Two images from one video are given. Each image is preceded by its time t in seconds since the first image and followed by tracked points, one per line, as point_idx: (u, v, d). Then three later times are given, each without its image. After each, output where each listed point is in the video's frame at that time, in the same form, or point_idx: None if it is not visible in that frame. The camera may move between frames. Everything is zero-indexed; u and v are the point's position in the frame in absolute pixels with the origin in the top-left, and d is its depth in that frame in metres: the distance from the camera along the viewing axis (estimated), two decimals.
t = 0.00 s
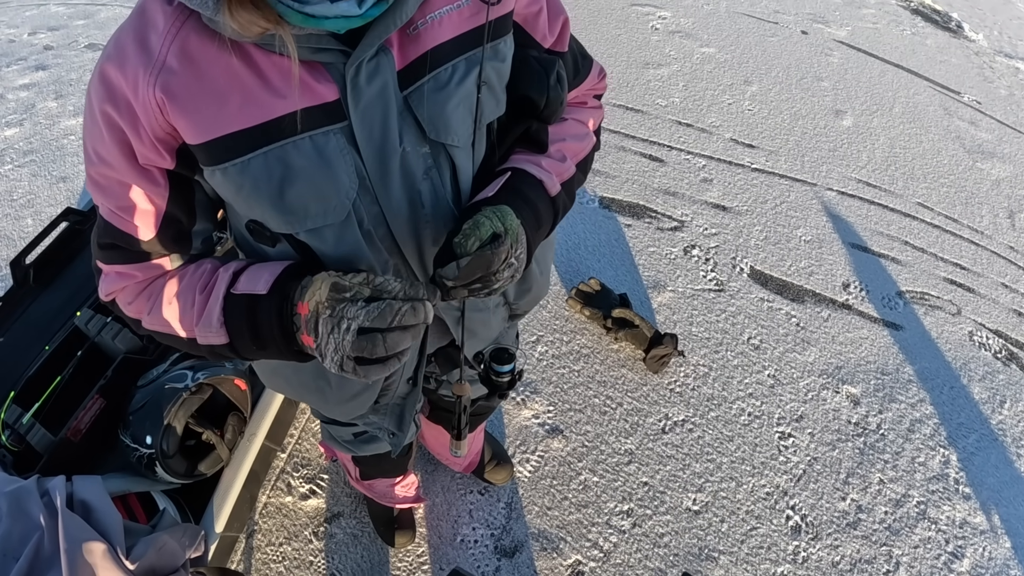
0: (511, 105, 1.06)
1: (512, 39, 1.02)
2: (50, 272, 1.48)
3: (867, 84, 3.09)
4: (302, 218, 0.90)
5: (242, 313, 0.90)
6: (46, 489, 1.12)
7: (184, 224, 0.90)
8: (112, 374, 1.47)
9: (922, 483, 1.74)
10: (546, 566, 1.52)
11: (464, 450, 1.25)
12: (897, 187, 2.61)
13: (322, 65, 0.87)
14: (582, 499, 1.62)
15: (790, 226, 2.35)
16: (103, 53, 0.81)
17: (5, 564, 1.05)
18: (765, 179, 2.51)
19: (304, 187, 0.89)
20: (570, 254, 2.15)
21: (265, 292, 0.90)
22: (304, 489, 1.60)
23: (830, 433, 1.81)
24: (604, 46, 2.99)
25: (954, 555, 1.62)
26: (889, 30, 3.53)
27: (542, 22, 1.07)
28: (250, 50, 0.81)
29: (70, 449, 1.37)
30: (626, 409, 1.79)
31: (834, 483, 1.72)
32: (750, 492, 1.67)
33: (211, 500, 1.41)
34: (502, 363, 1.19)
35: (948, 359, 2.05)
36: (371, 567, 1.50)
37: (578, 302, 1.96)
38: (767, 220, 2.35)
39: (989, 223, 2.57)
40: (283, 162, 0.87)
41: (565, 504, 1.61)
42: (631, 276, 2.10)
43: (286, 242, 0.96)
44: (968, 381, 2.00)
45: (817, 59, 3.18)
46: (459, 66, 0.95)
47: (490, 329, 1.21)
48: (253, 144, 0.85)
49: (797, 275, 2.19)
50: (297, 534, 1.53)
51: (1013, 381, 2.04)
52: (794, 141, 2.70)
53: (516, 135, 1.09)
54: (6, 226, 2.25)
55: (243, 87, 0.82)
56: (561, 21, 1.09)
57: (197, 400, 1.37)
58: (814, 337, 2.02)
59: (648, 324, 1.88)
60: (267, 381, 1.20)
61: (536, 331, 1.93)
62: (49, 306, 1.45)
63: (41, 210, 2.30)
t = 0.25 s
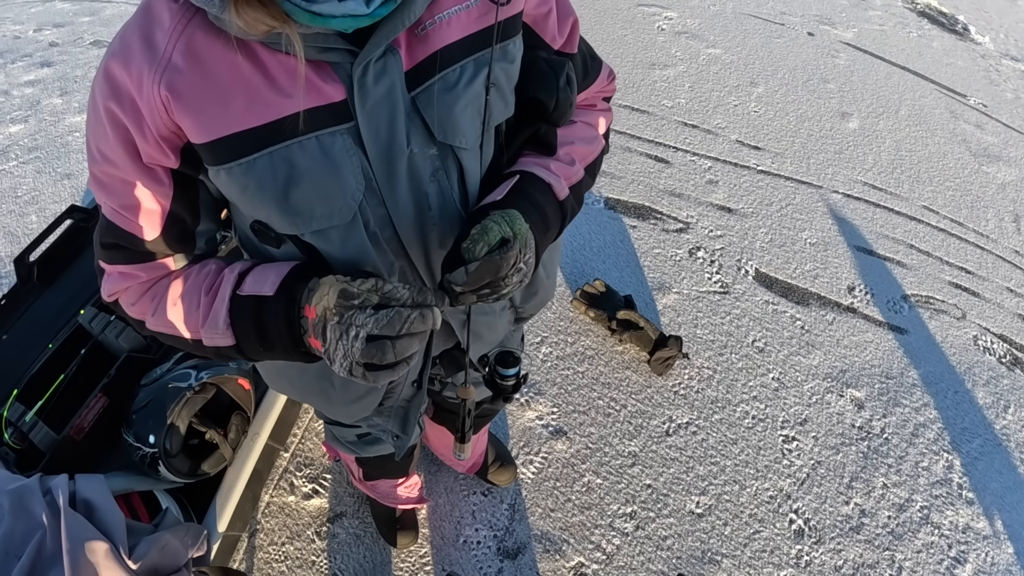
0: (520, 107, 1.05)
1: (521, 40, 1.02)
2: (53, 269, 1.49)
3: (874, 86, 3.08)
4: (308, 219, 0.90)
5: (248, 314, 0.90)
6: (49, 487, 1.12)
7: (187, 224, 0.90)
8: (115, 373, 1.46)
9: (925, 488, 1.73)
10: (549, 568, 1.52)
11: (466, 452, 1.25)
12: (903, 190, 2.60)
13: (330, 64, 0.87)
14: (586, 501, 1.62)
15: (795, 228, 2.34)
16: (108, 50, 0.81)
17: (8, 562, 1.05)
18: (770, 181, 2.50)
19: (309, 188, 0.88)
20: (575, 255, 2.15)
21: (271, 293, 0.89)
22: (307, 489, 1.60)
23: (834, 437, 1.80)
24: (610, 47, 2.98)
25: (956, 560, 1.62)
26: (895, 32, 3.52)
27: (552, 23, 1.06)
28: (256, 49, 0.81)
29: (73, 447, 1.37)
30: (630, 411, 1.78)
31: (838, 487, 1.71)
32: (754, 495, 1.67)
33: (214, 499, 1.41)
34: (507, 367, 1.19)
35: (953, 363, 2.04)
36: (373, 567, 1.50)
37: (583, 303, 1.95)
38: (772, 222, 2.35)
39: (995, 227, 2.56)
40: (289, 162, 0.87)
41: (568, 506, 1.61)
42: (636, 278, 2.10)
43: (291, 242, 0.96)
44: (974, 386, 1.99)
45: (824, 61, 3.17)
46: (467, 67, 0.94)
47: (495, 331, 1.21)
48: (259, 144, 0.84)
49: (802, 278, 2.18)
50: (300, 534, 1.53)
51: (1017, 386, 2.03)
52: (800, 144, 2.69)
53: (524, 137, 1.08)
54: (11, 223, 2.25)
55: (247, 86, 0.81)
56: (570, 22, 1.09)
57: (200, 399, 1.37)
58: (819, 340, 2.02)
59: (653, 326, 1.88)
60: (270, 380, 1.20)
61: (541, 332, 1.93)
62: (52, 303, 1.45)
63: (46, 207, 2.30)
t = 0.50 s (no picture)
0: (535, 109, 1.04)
1: (536, 41, 1.01)
2: (55, 270, 1.49)
3: (877, 88, 3.07)
4: (318, 225, 0.90)
5: (224, 360, 0.89)
6: (50, 491, 1.11)
7: (188, 234, 0.89)
8: (117, 375, 1.42)
9: (929, 493, 1.72)
10: (552, 573, 1.51)
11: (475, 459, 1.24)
12: (907, 193, 2.59)
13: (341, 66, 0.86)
14: (589, 506, 1.61)
15: (799, 231, 2.33)
16: (113, 55, 0.80)
17: (8, 566, 1.04)
18: (774, 183, 2.49)
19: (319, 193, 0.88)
20: (579, 257, 2.14)
21: (247, 349, 0.87)
22: (310, 492, 1.59)
23: (838, 441, 1.80)
24: (614, 48, 2.97)
25: (960, 565, 1.61)
26: (899, 34, 3.51)
27: (565, 24, 1.06)
28: (263, 50, 0.80)
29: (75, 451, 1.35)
30: (635, 414, 1.78)
31: (842, 491, 1.70)
32: (758, 500, 1.66)
33: (215, 504, 1.40)
34: (516, 373, 1.18)
35: (957, 368, 2.03)
36: (376, 571, 1.49)
37: (587, 306, 1.95)
38: (776, 224, 2.34)
39: (999, 230, 2.55)
40: (298, 167, 0.86)
41: (572, 510, 1.60)
42: (640, 280, 2.09)
43: (298, 250, 0.96)
44: (978, 390, 1.98)
45: (827, 63, 3.16)
46: (482, 69, 0.94)
47: (505, 338, 1.21)
48: (266, 148, 0.84)
49: (806, 281, 2.18)
50: (302, 537, 1.53)
51: (1021, 391, 2.02)
52: (804, 146, 2.68)
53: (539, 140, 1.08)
54: (12, 222, 2.24)
55: (254, 88, 0.81)
56: (584, 23, 1.08)
57: (202, 402, 1.36)
58: (823, 344, 2.01)
59: (658, 329, 1.87)
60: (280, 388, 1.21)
61: (545, 335, 1.92)
62: (53, 305, 1.46)
63: (47, 206, 2.30)
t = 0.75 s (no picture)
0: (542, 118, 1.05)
1: (544, 48, 1.02)
2: (54, 271, 1.49)
3: (880, 91, 3.07)
4: (320, 240, 0.90)
5: (336, 433, 1.02)
6: (49, 496, 1.10)
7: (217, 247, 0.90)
8: (117, 379, 1.40)
9: (932, 498, 1.72)
10: None
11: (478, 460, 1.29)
12: (910, 196, 2.59)
13: (343, 75, 0.85)
14: (592, 510, 1.60)
15: (802, 235, 2.33)
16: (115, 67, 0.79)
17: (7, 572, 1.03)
18: (777, 187, 2.48)
19: (322, 208, 0.88)
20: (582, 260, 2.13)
21: (367, 426, 1.02)
22: (310, 496, 1.59)
23: (841, 446, 1.79)
24: (616, 50, 2.97)
25: (962, 570, 1.60)
26: (901, 37, 3.50)
27: (574, 29, 1.06)
28: (265, 61, 0.80)
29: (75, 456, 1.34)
30: (637, 419, 1.77)
31: (845, 496, 1.69)
32: (761, 505, 1.65)
33: (215, 509, 1.39)
34: (520, 383, 1.18)
35: (960, 373, 2.02)
36: None
37: (589, 310, 1.94)
38: (779, 228, 2.33)
39: (1001, 234, 2.55)
40: (300, 181, 0.86)
41: (575, 515, 1.59)
42: (643, 284, 2.08)
43: (300, 266, 0.95)
44: (981, 395, 1.98)
45: (830, 65, 3.16)
46: (488, 78, 0.94)
47: (509, 348, 1.24)
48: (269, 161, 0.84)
49: (809, 284, 2.17)
50: (303, 541, 1.52)
51: None
52: (807, 149, 2.68)
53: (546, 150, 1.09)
54: (12, 222, 2.23)
55: (263, 96, 0.80)
56: (595, 28, 1.09)
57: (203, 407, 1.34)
58: (826, 348, 2.00)
59: (660, 333, 1.86)
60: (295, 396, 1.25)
61: (547, 338, 1.92)
62: (52, 307, 1.45)
63: (47, 207, 2.29)
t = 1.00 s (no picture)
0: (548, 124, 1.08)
1: (548, 54, 1.04)
2: (55, 272, 1.49)
3: (881, 94, 3.07)
4: (336, 257, 0.92)
5: (385, 456, 1.08)
6: (49, 498, 1.10)
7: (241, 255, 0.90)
8: (117, 381, 1.40)
9: (931, 501, 1.72)
10: None
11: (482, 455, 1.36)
12: (910, 199, 2.59)
13: (353, 91, 0.87)
14: (592, 513, 1.60)
15: (803, 238, 2.33)
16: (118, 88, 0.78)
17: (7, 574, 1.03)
18: (778, 190, 2.48)
19: (337, 226, 0.90)
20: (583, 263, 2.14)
21: (418, 449, 1.09)
22: (311, 498, 1.58)
23: (841, 449, 1.79)
24: (617, 52, 2.97)
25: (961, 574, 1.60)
26: (902, 39, 3.51)
27: (576, 33, 1.07)
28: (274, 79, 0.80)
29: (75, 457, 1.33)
30: (638, 421, 1.77)
31: (845, 499, 1.69)
32: (761, 508, 1.65)
33: (216, 511, 1.38)
34: (526, 382, 1.26)
35: (960, 376, 2.02)
36: None
37: (590, 312, 1.94)
38: (780, 230, 2.33)
39: (1001, 237, 2.55)
40: (315, 200, 0.87)
41: (575, 518, 1.59)
42: (644, 286, 2.08)
43: (313, 282, 0.98)
44: (981, 399, 1.98)
45: (831, 68, 3.16)
46: (495, 87, 0.96)
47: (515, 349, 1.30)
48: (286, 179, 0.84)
49: (810, 288, 2.17)
50: (303, 543, 1.52)
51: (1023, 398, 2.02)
52: (807, 151, 2.68)
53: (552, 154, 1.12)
54: (12, 222, 2.23)
55: (277, 111, 0.81)
56: (594, 31, 1.09)
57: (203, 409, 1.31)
58: (827, 351, 2.00)
59: (661, 336, 1.86)
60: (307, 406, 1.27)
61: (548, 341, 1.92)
62: (53, 307, 1.45)
63: (47, 207, 2.29)
